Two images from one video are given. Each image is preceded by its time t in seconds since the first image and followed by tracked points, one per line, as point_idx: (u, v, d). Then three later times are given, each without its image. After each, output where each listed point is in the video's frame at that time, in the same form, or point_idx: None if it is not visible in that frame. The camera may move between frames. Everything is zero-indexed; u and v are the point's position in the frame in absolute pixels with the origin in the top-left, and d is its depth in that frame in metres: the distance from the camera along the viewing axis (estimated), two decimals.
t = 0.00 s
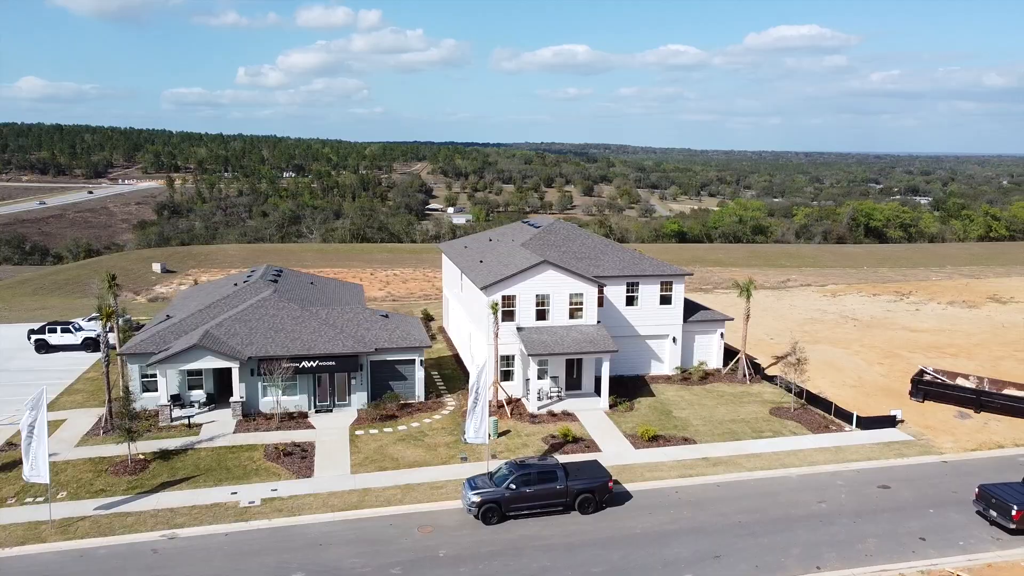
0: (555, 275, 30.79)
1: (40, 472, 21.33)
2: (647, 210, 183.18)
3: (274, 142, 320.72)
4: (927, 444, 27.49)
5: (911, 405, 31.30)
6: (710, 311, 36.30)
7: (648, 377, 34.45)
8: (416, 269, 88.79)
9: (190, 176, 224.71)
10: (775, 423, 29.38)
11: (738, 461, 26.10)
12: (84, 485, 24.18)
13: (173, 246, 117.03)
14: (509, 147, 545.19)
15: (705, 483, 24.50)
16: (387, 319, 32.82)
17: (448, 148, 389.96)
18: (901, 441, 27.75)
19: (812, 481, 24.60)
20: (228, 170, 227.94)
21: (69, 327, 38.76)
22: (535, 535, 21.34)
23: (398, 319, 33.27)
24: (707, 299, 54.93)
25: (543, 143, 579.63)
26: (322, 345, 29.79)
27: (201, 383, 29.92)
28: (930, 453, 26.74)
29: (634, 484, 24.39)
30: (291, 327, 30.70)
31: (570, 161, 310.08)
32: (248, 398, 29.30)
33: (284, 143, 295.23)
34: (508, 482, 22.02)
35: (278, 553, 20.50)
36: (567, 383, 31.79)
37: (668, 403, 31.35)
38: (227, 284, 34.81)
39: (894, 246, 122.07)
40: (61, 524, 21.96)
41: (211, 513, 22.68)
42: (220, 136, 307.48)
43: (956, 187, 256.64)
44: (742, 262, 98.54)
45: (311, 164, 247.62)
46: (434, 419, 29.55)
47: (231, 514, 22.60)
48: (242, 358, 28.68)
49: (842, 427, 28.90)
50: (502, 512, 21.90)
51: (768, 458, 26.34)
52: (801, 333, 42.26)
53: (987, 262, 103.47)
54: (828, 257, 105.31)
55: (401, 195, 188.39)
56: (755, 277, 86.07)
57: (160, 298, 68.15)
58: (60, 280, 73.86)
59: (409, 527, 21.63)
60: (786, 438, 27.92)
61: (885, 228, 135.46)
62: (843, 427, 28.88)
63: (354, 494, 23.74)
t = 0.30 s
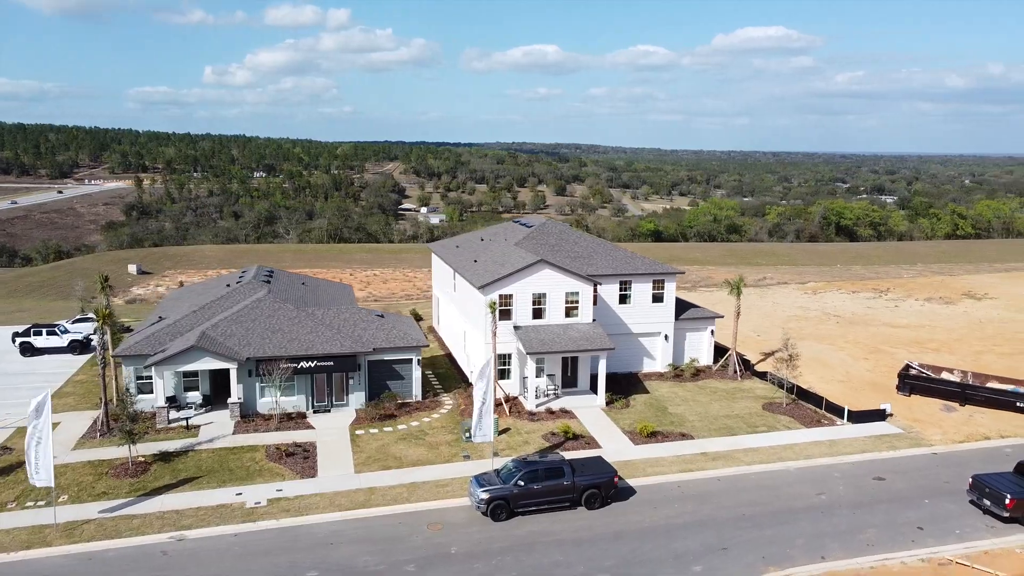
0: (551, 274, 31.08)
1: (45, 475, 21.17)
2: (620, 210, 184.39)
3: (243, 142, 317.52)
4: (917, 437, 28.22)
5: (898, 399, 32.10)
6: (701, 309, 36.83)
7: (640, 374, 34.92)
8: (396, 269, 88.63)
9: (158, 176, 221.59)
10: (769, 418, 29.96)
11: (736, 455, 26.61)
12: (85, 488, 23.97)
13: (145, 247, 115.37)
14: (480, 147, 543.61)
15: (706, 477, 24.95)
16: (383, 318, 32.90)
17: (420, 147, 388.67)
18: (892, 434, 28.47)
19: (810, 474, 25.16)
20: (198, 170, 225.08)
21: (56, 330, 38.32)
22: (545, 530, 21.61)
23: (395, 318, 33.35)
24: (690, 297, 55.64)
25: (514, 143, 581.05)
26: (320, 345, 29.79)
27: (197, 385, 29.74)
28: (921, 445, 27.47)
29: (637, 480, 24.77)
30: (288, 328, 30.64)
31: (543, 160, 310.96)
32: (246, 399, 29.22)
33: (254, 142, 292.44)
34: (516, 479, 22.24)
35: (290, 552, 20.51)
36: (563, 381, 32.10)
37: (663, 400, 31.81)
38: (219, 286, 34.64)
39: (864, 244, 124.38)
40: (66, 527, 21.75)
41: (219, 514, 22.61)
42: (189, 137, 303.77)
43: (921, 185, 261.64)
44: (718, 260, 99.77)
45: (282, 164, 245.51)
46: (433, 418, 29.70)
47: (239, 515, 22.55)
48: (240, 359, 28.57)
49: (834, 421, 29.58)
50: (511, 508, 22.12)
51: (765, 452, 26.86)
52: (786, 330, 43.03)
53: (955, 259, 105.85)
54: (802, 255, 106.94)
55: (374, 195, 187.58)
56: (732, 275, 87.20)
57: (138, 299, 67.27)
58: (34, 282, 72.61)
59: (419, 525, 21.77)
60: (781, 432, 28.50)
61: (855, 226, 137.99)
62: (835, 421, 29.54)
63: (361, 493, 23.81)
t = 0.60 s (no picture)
0: (549, 273, 31.36)
1: (53, 477, 20.95)
2: (595, 209, 185.22)
3: (216, 141, 314.34)
4: (909, 430, 28.89)
5: (888, 394, 32.81)
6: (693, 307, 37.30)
7: (635, 372, 35.33)
8: (377, 269, 88.38)
9: (129, 176, 218.50)
10: (765, 413, 30.52)
11: (736, 450, 27.09)
12: (90, 490, 23.82)
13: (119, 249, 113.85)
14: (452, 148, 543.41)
15: (708, 472, 25.42)
16: (381, 319, 32.97)
17: (392, 148, 387.03)
18: (884, 428, 29.14)
19: (809, 468, 25.71)
20: (169, 170, 222.33)
21: (45, 333, 38.04)
22: (556, 526, 21.88)
23: (392, 318, 33.43)
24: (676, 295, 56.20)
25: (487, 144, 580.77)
26: (320, 345, 29.81)
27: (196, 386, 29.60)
28: (914, 438, 28.17)
29: (642, 475, 25.15)
30: (288, 329, 30.60)
31: (518, 160, 311.41)
32: (246, 400, 29.16)
33: (226, 141, 289.45)
34: (526, 476, 22.47)
35: (303, 551, 20.56)
36: (561, 379, 32.38)
37: (660, 396, 32.24)
38: (214, 289, 34.45)
39: (838, 243, 126.29)
40: (73, 530, 21.62)
41: (228, 514, 22.60)
42: (160, 136, 299.86)
43: (889, 185, 266.03)
44: (697, 259, 100.81)
45: (255, 164, 243.41)
46: (434, 417, 29.88)
47: (248, 515, 22.55)
48: (240, 360, 28.51)
49: (827, 416, 30.22)
50: (521, 505, 22.36)
51: (764, 447, 27.36)
52: (773, 328, 43.77)
53: (927, 258, 107.82)
54: (779, 254, 108.39)
55: (349, 195, 186.62)
56: (712, 273, 88.11)
57: (119, 301, 66.42)
58: (10, 284, 71.42)
59: (430, 523, 21.93)
60: (777, 427, 29.05)
61: (829, 225, 139.98)
62: (829, 416, 30.17)
63: (368, 491, 23.92)
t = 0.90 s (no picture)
0: (550, 273, 31.66)
1: (65, 481, 20.78)
2: (573, 209, 185.62)
3: (190, 141, 310.96)
4: (903, 424, 29.54)
5: (880, 388, 33.49)
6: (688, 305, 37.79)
7: (633, 370, 35.72)
8: (361, 270, 88.00)
9: (100, 176, 215.37)
10: (762, 408, 31.05)
11: (738, 445, 27.56)
12: (97, 492, 23.70)
13: (95, 250, 112.29)
14: (427, 148, 541.39)
15: (712, 467, 25.85)
16: (381, 318, 33.03)
17: (368, 148, 385.13)
18: (879, 422, 29.78)
19: (809, 461, 26.24)
20: (142, 170, 219.50)
21: (37, 335, 37.65)
22: (567, 522, 22.16)
23: (392, 318, 33.51)
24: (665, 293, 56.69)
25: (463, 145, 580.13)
26: (323, 345, 29.82)
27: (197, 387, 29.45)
28: (908, 432, 28.83)
29: (648, 471, 25.50)
30: (289, 329, 30.56)
31: (496, 160, 311.39)
32: (248, 400, 29.11)
33: (200, 140, 286.33)
34: (537, 473, 22.72)
35: (320, 549, 20.63)
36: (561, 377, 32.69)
37: (658, 393, 32.67)
38: (211, 290, 34.27)
39: (815, 241, 127.94)
40: (85, 532, 21.50)
41: (239, 515, 22.60)
42: (132, 136, 295.94)
43: (861, 184, 269.57)
44: (678, 258, 101.63)
45: (230, 164, 241.08)
46: (437, 416, 30.03)
47: (259, 515, 22.57)
48: (244, 361, 28.45)
49: (823, 410, 30.81)
50: (532, 501, 22.61)
51: (765, 442, 27.86)
52: (763, 325, 44.41)
53: (903, 256, 109.51)
54: (758, 252, 109.55)
55: (326, 195, 185.43)
56: (694, 271, 88.94)
57: (101, 303, 65.59)
58: None
59: (443, 520, 22.11)
60: (776, 423, 29.57)
61: (806, 224, 141.59)
62: (825, 411, 30.77)
63: (378, 490, 24.03)
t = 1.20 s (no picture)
0: (550, 272, 31.95)
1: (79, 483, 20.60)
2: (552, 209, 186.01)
3: (163, 141, 307.41)
4: (898, 419, 30.20)
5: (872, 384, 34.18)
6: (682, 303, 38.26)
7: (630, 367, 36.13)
8: (345, 270, 87.63)
9: (72, 177, 212.19)
10: (759, 404, 31.60)
11: (740, 440, 28.04)
12: (106, 493, 23.60)
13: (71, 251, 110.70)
14: (403, 147, 539.34)
15: (716, 462, 26.27)
16: (381, 318, 33.10)
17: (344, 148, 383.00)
18: (874, 416, 30.43)
19: (811, 456, 26.75)
20: (115, 170, 216.63)
21: (29, 337, 37.27)
22: (579, 517, 22.46)
23: (392, 318, 33.59)
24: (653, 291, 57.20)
25: (439, 145, 578.29)
26: (325, 345, 29.84)
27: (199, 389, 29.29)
28: (903, 425, 29.50)
29: (655, 467, 25.87)
30: (291, 330, 30.55)
31: (473, 159, 311.23)
32: (251, 401, 29.09)
33: (173, 139, 283.23)
34: (549, 469, 22.99)
35: (336, 548, 20.73)
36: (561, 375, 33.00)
37: (657, 390, 33.08)
38: (208, 292, 34.12)
39: (793, 240, 129.45)
40: (97, 533, 21.41)
41: (252, 515, 22.63)
42: (103, 136, 291.96)
43: (834, 183, 272.91)
44: (660, 258, 102.41)
45: (204, 164, 238.63)
46: (440, 415, 30.19)
47: (272, 515, 22.60)
48: (248, 362, 28.39)
49: (819, 406, 31.40)
50: (544, 497, 22.86)
51: (766, 437, 28.35)
52: (753, 322, 45.05)
53: (880, 254, 111.24)
54: (739, 251, 110.65)
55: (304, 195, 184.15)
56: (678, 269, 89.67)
57: (84, 305, 64.81)
58: None
59: (456, 518, 22.30)
60: (775, 418, 30.09)
61: (783, 223, 143.07)
62: (821, 406, 31.36)
63: (388, 489, 24.15)
